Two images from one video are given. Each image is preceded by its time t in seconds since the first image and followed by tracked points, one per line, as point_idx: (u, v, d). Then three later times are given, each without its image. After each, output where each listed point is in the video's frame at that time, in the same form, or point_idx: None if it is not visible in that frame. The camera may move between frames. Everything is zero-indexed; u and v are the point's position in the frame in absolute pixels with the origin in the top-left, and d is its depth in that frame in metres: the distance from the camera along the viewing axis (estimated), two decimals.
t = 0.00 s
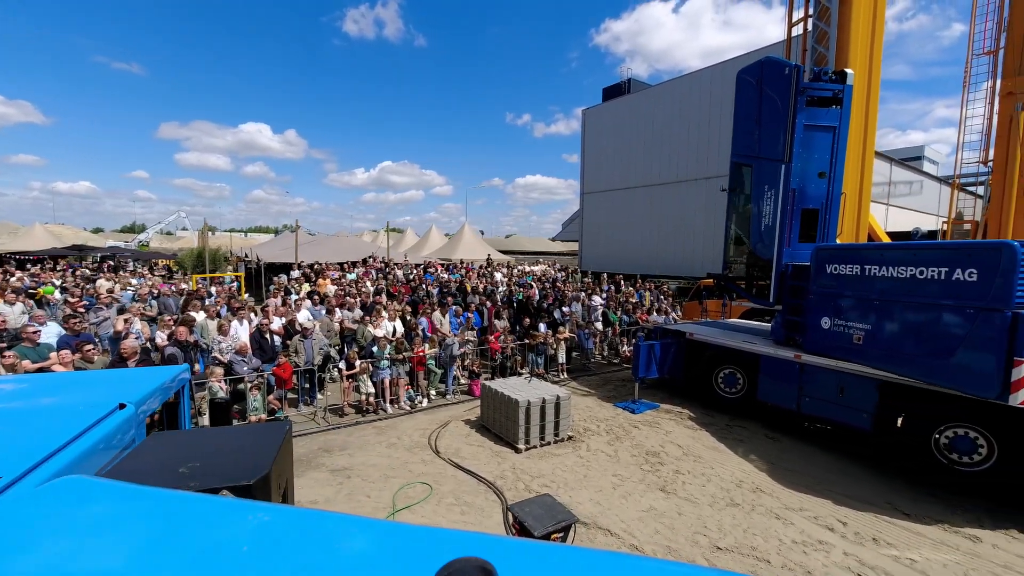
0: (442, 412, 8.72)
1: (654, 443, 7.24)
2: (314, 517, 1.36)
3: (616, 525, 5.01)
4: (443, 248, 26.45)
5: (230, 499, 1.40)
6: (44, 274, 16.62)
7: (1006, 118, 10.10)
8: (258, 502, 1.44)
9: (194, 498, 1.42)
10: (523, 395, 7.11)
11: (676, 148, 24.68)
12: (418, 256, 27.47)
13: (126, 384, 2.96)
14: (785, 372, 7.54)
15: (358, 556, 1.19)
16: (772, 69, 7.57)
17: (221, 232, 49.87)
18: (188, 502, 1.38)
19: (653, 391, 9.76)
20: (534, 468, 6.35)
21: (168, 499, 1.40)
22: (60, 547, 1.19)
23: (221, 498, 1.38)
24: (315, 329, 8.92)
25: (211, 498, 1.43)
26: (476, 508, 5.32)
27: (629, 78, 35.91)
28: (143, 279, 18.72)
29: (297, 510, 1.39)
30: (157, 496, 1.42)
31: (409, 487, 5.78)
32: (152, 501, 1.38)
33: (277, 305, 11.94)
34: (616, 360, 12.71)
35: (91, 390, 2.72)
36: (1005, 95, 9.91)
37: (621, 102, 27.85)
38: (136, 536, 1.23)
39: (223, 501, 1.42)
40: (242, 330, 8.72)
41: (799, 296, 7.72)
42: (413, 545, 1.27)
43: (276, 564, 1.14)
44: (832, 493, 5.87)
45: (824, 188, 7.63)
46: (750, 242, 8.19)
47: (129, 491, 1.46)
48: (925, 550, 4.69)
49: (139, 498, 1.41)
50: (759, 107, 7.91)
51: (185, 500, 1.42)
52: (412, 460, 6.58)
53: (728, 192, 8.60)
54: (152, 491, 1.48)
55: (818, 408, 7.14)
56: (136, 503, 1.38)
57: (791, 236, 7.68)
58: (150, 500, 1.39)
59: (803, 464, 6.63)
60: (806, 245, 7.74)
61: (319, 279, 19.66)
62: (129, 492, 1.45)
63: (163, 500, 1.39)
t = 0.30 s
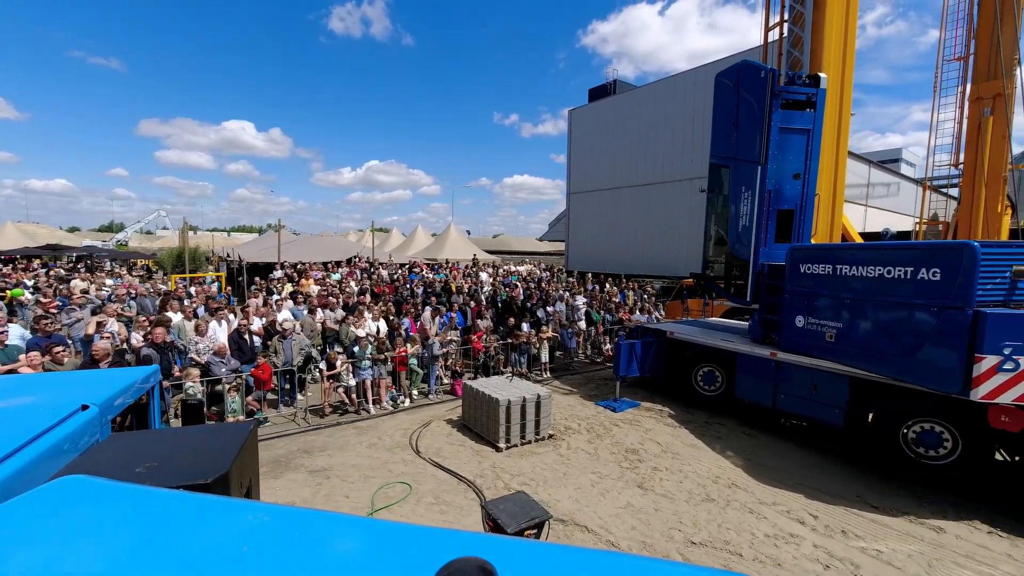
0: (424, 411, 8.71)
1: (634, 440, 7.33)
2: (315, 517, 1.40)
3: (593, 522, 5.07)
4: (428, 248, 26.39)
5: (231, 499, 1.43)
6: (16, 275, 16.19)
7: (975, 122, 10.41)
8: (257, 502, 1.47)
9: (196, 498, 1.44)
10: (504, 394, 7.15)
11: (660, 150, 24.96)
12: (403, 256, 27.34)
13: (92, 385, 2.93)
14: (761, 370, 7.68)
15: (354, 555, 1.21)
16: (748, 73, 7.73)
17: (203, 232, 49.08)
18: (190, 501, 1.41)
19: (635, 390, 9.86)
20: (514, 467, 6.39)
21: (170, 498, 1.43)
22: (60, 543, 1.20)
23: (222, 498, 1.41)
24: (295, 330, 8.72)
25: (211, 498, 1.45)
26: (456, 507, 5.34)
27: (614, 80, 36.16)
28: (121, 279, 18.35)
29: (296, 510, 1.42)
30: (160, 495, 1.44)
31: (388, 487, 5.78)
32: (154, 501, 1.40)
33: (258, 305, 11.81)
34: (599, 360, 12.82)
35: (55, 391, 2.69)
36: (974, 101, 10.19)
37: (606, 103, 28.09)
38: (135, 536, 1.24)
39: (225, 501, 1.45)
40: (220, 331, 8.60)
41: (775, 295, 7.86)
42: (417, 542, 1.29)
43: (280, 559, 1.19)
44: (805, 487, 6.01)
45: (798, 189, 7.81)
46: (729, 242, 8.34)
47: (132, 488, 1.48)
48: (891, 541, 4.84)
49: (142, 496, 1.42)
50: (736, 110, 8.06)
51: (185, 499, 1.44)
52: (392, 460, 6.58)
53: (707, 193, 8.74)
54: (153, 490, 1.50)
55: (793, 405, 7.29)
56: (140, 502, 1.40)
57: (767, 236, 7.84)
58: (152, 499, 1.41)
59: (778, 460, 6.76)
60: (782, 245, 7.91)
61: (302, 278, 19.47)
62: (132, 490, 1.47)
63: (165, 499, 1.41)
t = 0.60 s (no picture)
0: (407, 411, 8.70)
1: (615, 438, 7.40)
2: (314, 517, 1.40)
3: (572, 519, 5.12)
4: (414, 248, 26.30)
5: (232, 499, 1.43)
6: None
7: (948, 126, 10.75)
8: (258, 502, 1.46)
9: (197, 498, 1.44)
10: (486, 394, 7.17)
11: (646, 151, 25.22)
12: (389, 256, 27.20)
13: (56, 387, 2.89)
14: (740, 368, 7.81)
15: (353, 556, 1.23)
16: (727, 76, 7.85)
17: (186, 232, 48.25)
18: (190, 502, 1.41)
19: (618, 388, 9.94)
20: (495, 465, 6.43)
21: (171, 497, 1.43)
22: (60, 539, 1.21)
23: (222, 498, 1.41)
24: (276, 330, 8.58)
25: (211, 498, 1.45)
26: (436, 506, 5.36)
27: (601, 80, 36.39)
28: (98, 279, 17.97)
29: (296, 510, 1.42)
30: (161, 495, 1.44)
31: (368, 487, 5.76)
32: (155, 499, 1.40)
33: (240, 305, 11.67)
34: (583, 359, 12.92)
35: (16, 394, 2.64)
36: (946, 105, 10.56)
37: (593, 104, 28.29)
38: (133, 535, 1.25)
39: (226, 500, 1.45)
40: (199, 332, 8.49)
41: (754, 294, 7.96)
42: (414, 542, 1.31)
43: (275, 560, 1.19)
44: (781, 482, 6.12)
45: (775, 190, 7.95)
46: (709, 242, 8.47)
47: (133, 488, 1.49)
48: (861, 533, 4.96)
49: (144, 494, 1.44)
50: (715, 112, 8.18)
51: (186, 499, 1.45)
52: (373, 460, 6.57)
53: (688, 194, 8.86)
54: (156, 490, 1.51)
55: (770, 402, 7.42)
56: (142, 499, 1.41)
57: (745, 236, 7.97)
58: (154, 498, 1.42)
59: (756, 456, 6.88)
60: (759, 245, 8.05)
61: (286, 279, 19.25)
62: (134, 490, 1.48)
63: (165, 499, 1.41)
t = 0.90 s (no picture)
0: (390, 411, 8.68)
1: (596, 436, 7.46)
2: (314, 516, 1.41)
3: (551, 516, 5.16)
4: (400, 248, 26.16)
5: (231, 498, 1.45)
6: None
7: (922, 130, 11.05)
8: (258, 502, 1.48)
9: (195, 497, 1.47)
10: (467, 393, 7.19)
11: (632, 152, 25.47)
12: (375, 256, 27.02)
13: (21, 389, 2.84)
14: (719, 366, 7.92)
15: (352, 554, 1.25)
16: (706, 78, 7.96)
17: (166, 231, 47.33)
18: (188, 502, 1.44)
19: (601, 387, 10.00)
20: (476, 464, 6.45)
21: (168, 496, 1.46)
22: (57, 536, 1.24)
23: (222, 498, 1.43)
24: (255, 331, 8.46)
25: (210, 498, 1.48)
26: (415, 505, 5.36)
27: (588, 81, 36.59)
28: (74, 279, 17.55)
29: (295, 510, 1.43)
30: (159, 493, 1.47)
31: (348, 488, 5.75)
32: (153, 499, 1.43)
33: (220, 305, 11.51)
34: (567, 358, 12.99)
35: None
36: (920, 108, 10.92)
37: (579, 105, 28.46)
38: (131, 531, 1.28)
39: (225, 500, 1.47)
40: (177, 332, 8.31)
41: (732, 293, 8.07)
42: (409, 545, 1.32)
43: (275, 555, 1.22)
44: (757, 478, 6.24)
45: (753, 191, 8.09)
46: (689, 242, 8.58)
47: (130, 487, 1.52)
48: (832, 526, 5.09)
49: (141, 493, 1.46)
50: (694, 113, 8.30)
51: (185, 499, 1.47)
52: (354, 460, 6.54)
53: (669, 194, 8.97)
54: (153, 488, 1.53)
55: (747, 400, 7.54)
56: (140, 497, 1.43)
57: (724, 236, 8.09)
58: (151, 496, 1.44)
59: (734, 453, 6.99)
60: (738, 245, 8.18)
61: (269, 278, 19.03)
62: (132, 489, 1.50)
63: (163, 498, 1.44)
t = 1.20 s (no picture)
0: (371, 411, 8.65)
1: (576, 435, 7.52)
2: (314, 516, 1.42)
3: (528, 514, 5.21)
4: (384, 248, 26.02)
5: (233, 498, 1.46)
6: None
7: (895, 133, 11.37)
8: (260, 501, 1.49)
9: (194, 498, 1.48)
10: (447, 392, 7.20)
11: (616, 153, 25.71)
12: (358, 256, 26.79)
13: None
14: (696, 363, 8.05)
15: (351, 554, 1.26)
16: (684, 81, 8.10)
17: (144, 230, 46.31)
18: (190, 503, 1.46)
19: (582, 385, 10.09)
20: (455, 464, 6.47)
21: (169, 497, 1.47)
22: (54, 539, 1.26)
23: (224, 498, 1.44)
24: (233, 331, 8.36)
25: (212, 498, 1.49)
26: (393, 505, 5.37)
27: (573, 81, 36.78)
28: (46, 279, 17.10)
29: (296, 510, 1.44)
30: (160, 494, 1.49)
31: (325, 488, 5.72)
32: (153, 500, 1.45)
33: (198, 305, 11.33)
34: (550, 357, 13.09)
35: None
36: (893, 112, 11.26)
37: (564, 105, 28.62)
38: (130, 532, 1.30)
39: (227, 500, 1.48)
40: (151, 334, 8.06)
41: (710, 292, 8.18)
42: (408, 545, 1.31)
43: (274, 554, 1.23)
44: (732, 473, 6.36)
45: (729, 191, 8.24)
46: (669, 242, 8.71)
47: (130, 488, 1.53)
48: (802, 519, 5.21)
49: (141, 494, 1.48)
50: (673, 115, 8.42)
51: (188, 499, 1.49)
52: (332, 461, 6.51)
53: (649, 195, 9.09)
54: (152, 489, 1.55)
55: (724, 397, 7.66)
56: (139, 499, 1.45)
57: (701, 236, 8.23)
58: (150, 498, 1.46)
59: (711, 449, 7.10)
60: (715, 245, 8.32)
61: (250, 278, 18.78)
62: (131, 490, 1.52)
63: (163, 500, 1.46)
